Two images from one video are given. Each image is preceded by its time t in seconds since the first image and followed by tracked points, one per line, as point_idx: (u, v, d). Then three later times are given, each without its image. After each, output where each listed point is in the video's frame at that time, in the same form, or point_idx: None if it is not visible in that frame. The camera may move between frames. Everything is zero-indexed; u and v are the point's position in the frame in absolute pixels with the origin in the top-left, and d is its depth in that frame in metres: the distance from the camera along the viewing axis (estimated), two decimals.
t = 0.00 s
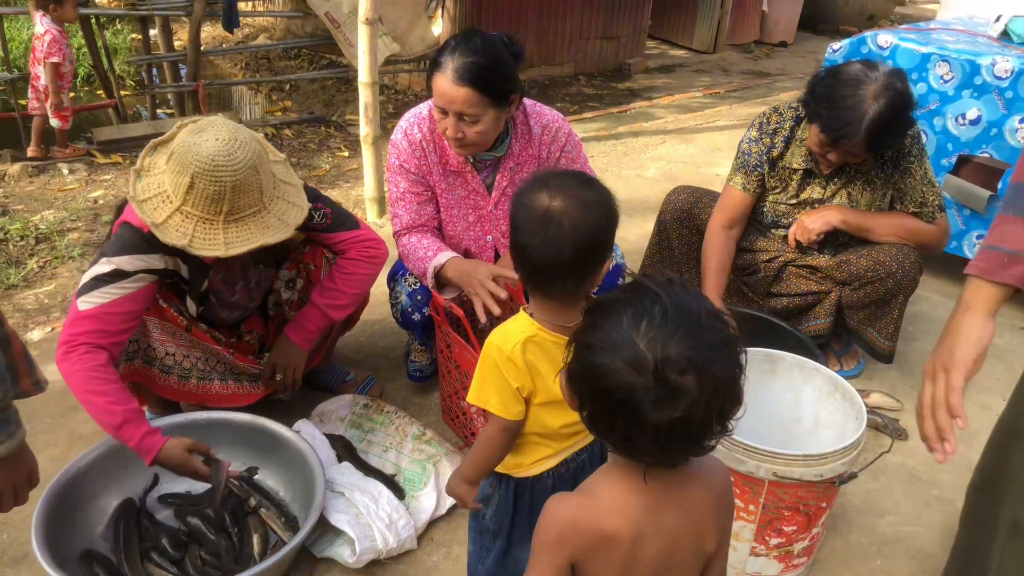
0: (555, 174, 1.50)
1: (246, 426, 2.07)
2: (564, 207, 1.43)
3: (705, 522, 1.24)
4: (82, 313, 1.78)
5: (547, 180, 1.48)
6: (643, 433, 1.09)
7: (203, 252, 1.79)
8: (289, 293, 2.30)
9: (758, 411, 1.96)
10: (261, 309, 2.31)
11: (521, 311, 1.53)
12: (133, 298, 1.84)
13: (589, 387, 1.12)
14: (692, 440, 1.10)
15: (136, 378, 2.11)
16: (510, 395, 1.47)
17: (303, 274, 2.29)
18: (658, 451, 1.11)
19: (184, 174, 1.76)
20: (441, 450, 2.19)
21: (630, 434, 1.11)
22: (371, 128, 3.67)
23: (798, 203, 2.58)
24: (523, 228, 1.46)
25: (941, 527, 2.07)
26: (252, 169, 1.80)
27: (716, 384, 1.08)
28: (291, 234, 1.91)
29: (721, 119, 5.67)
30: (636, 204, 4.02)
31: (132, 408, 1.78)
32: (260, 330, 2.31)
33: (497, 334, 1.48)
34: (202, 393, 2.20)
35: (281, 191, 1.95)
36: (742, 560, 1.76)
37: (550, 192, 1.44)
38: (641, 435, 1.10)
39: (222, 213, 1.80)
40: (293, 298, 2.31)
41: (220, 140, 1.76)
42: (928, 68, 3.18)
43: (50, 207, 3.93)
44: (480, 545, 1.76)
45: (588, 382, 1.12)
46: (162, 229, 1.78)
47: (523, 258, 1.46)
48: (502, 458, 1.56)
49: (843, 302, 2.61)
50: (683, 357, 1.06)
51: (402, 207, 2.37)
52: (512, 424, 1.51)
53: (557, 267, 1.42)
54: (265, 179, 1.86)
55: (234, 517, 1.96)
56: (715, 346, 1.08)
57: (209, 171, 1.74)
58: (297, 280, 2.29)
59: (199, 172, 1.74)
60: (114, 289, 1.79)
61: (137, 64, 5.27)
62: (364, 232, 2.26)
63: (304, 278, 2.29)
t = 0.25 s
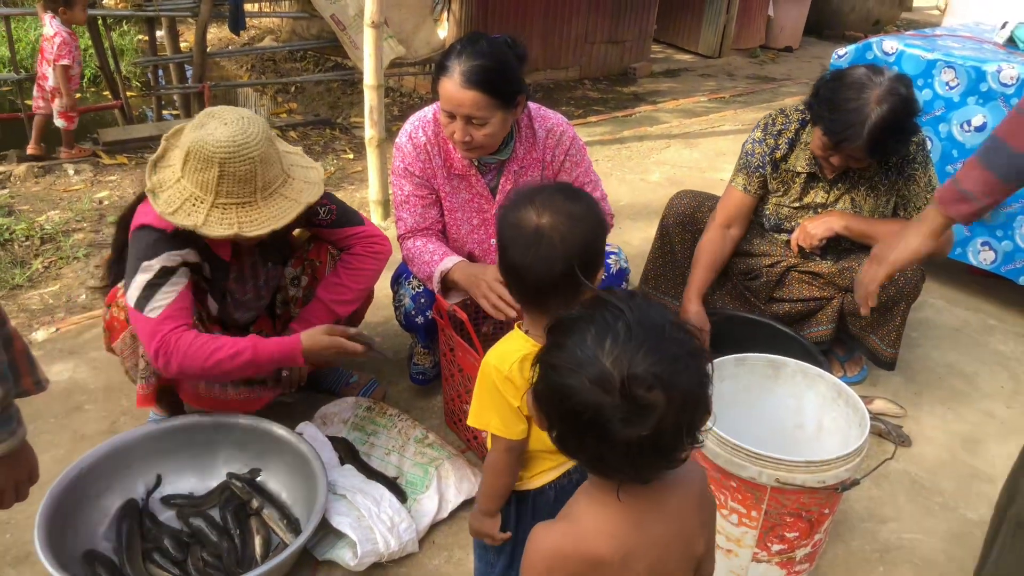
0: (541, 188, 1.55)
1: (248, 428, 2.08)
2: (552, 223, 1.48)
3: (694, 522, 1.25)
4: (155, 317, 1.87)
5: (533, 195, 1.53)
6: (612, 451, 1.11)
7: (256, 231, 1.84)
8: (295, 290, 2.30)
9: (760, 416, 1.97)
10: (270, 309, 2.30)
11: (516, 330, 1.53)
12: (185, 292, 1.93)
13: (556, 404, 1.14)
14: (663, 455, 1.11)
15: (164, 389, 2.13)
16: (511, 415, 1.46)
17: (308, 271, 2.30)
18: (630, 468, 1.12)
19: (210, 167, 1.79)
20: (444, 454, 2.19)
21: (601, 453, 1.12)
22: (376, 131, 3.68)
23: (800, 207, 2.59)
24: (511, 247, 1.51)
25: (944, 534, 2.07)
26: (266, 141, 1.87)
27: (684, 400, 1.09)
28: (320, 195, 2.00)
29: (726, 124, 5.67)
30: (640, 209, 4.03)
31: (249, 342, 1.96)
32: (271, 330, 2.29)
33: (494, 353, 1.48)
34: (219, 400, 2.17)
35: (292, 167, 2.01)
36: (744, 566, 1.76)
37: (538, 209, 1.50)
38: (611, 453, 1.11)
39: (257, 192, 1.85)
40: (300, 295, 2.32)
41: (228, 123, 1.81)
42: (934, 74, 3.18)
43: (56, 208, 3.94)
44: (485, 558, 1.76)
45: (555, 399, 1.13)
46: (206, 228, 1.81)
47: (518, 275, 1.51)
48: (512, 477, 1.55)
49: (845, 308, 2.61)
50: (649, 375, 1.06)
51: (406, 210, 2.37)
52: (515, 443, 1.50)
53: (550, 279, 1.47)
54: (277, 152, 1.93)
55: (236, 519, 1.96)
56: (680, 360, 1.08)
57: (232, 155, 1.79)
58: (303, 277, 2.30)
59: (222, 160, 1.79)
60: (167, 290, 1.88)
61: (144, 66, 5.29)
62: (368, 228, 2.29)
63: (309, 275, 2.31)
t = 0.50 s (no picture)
0: (533, 200, 1.59)
1: (248, 428, 2.08)
2: (547, 235, 1.52)
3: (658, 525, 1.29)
4: (234, 289, 1.91)
5: (527, 208, 1.57)
6: (569, 464, 1.13)
7: (271, 222, 1.85)
8: (301, 286, 2.28)
9: (760, 420, 1.97)
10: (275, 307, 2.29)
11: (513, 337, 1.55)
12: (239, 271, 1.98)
13: (513, 419, 1.15)
14: (620, 466, 1.14)
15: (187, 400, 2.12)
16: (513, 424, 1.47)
17: (313, 266, 2.30)
18: (588, 481, 1.14)
19: (227, 159, 1.82)
20: (444, 455, 2.19)
21: (557, 468, 1.14)
22: (378, 132, 3.68)
23: (800, 209, 2.58)
24: (509, 261, 1.56)
25: (943, 539, 2.07)
26: (282, 134, 1.88)
27: (639, 410, 1.12)
28: (335, 188, 2.01)
29: (728, 126, 5.67)
30: (642, 211, 4.03)
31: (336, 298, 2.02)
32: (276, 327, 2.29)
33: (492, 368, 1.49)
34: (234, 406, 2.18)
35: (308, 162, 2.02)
36: (743, 569, 1.77)
37: (532, 222, 1.54)
38: (567, 466, 1.13)
39: (274, 183, 1.87)
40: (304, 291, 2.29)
41: (245, 116, 1.84)
42: (936, 79, 3.18)
43: (58, 207, 3.95)
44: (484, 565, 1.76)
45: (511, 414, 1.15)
46: (222, 219, 1.83)
47: (516, 289, 1.56)
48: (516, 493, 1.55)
49: (844, 312, 2.61)
50: (605, 385, 1.09)
51: (409, 213, 2.38)
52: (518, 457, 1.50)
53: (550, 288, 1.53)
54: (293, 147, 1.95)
55: (236, 518, 1.96)
56: (634, 369, 1.12)
57: (250, 147, 1.81)
58: (308, 272, 2.29)
59: (240, 151, 1.81)
60: (230, 267, 1.92)
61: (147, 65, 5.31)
62: (374, 227, 2.30)
63: (314, 270, 2.30)
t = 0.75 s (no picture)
0: (539, 195, 1.60)
1: (245, 425, 2.08)
2: (553, 234, 1.54)
3: (613, 521, 1.40)
4: (249, 271, 1.88)
5: (531, 204, 1.58)
6: (531, 471, 1.19)
7: (292, 220, 1.85)
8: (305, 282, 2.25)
9: (758, 420, 1.98)
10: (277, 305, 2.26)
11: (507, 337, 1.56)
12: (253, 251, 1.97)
13: (471, 434, 1.20)
14: (576, 465, 1.22)
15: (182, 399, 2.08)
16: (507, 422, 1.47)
17: (317, 263, 2.27)
18: (546, 484, 1.22)
19: (260, 150, 1.82)
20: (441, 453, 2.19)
21: (520, 476, 1.21)
22: (377, 130, 3.67)
23: (799, 209, 2.58)
24: (513, 260, 1.58)
25: (940, 539, 2.07)
26: (318, 135, 1.89)
27: (592, 406, 1.20)
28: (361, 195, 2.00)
29: (727, 125, 5.67)
30: (641, 210, 4.03)
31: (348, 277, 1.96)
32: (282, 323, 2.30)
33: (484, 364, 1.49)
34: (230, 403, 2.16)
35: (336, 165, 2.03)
36: (740, 569, 1.77)
37: (538, 219, 1.56)
38: (528, 473, 1.20)
39: (303, 180, 1.87)
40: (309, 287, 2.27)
41: (283, 112, 1.83)
42: (935, 79, 3.18)
43: (56, 203, 3.94)
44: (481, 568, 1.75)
45: (465, 431, 1.21)
46: (245, 209, 1.82)
47: (522, 286, 1.59)
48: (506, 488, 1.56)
49: (843, 311, 2.61)
50: (560, 388, 1.16)
51: (411, 211, 2.38)
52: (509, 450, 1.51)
53: (559, 286, 1.57)
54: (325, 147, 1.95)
55: (233, 517, 1.96)
56: (585, 371, 1.21)
57: (283, 142, 1.81)
58: (312, 268, 2.26)
59: (273, 145, 1.81)
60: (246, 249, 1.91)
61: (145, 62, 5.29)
62: (384, 229, 2.35)
63: (319, 266, 2.27)
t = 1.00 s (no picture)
0: (537, 186, 1.60)
1: (244, 423, 2.08)
2: (550, 223, 1.54)
3: (600, 514, 1.40)
4: (198, 266, 1.86)
5: (529, 195, 1.58)
6: (551, 443, 1.18)
7: (258, 225, 1.85)
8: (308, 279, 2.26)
9: (756, 418, 1.98)
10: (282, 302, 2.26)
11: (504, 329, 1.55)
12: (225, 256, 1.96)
13: (487, 422, 1.17)
14: (585, 430, 1.24)
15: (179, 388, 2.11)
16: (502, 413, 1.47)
17: (320, 260, 2.25)
18: (562, 458, 1.21)
19: (248, 150, 1.83)
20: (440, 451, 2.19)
21: (539, 451, 1.18)
22: (377, 127, 3.67)
23: (800, 208, 2.58)
24: (510, 251, 1.57)
25: (939, 537, 2.07)
26: (315, 151, 1.87)
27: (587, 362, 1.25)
28: (341, 220, 1.96)
29: (726, 123, 5.67)
30: (641, 207, 4.03)
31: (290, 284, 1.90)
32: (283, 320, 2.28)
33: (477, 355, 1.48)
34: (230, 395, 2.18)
35: (333, 180, 2.01)
36: (740, 566, 1.77)
37: (535, 209, 1.55)
38: (548, 447, 1.19)
39: (281, 190, 1.86)
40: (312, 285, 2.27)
41: (287, 120, 1.83)
42: (935, 77, 3.18)
43: (55, 200, 3.94)
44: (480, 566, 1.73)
45: (481, 421, 1.17)
46: (220, 200, 1.85)
47: (518, 275, 1.58)
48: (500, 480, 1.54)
49: (844, 310, 2.61)
50: (557, 349, 1.20)
51: (412, 209, 2.39)
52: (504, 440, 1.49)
53: (556, 275, 1.56)
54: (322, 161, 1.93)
55: (232, 514, 1.96)
56: (571, 332, 1.26)
57: (274, 147, 1.81)
58: (314, 266, 2.25)
59: (263, 147, 1.81)
60: (210, 248, 1.90)
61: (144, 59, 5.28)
62: (387, 229, 2.31)
63: (322, 263, 2.25)
